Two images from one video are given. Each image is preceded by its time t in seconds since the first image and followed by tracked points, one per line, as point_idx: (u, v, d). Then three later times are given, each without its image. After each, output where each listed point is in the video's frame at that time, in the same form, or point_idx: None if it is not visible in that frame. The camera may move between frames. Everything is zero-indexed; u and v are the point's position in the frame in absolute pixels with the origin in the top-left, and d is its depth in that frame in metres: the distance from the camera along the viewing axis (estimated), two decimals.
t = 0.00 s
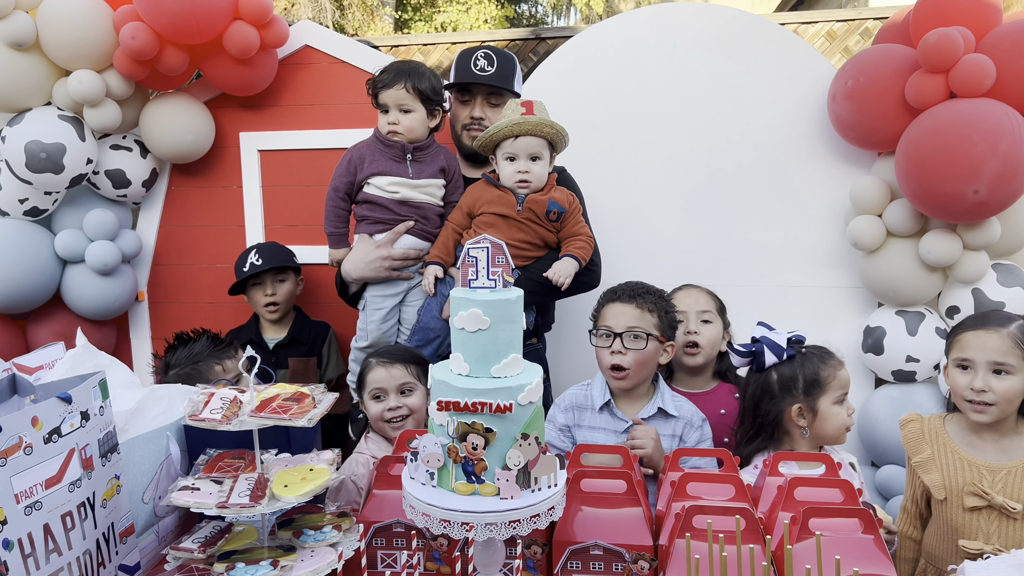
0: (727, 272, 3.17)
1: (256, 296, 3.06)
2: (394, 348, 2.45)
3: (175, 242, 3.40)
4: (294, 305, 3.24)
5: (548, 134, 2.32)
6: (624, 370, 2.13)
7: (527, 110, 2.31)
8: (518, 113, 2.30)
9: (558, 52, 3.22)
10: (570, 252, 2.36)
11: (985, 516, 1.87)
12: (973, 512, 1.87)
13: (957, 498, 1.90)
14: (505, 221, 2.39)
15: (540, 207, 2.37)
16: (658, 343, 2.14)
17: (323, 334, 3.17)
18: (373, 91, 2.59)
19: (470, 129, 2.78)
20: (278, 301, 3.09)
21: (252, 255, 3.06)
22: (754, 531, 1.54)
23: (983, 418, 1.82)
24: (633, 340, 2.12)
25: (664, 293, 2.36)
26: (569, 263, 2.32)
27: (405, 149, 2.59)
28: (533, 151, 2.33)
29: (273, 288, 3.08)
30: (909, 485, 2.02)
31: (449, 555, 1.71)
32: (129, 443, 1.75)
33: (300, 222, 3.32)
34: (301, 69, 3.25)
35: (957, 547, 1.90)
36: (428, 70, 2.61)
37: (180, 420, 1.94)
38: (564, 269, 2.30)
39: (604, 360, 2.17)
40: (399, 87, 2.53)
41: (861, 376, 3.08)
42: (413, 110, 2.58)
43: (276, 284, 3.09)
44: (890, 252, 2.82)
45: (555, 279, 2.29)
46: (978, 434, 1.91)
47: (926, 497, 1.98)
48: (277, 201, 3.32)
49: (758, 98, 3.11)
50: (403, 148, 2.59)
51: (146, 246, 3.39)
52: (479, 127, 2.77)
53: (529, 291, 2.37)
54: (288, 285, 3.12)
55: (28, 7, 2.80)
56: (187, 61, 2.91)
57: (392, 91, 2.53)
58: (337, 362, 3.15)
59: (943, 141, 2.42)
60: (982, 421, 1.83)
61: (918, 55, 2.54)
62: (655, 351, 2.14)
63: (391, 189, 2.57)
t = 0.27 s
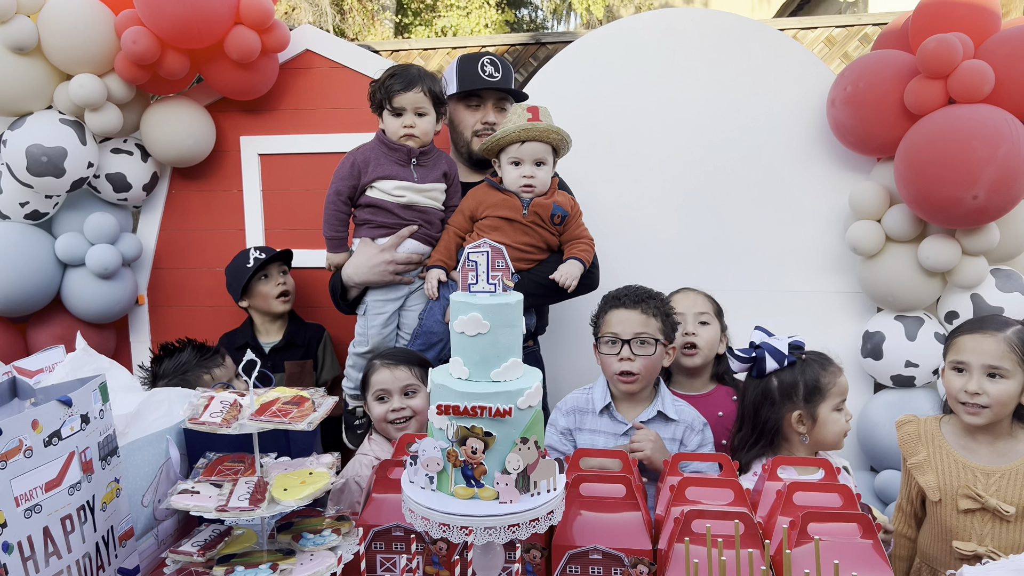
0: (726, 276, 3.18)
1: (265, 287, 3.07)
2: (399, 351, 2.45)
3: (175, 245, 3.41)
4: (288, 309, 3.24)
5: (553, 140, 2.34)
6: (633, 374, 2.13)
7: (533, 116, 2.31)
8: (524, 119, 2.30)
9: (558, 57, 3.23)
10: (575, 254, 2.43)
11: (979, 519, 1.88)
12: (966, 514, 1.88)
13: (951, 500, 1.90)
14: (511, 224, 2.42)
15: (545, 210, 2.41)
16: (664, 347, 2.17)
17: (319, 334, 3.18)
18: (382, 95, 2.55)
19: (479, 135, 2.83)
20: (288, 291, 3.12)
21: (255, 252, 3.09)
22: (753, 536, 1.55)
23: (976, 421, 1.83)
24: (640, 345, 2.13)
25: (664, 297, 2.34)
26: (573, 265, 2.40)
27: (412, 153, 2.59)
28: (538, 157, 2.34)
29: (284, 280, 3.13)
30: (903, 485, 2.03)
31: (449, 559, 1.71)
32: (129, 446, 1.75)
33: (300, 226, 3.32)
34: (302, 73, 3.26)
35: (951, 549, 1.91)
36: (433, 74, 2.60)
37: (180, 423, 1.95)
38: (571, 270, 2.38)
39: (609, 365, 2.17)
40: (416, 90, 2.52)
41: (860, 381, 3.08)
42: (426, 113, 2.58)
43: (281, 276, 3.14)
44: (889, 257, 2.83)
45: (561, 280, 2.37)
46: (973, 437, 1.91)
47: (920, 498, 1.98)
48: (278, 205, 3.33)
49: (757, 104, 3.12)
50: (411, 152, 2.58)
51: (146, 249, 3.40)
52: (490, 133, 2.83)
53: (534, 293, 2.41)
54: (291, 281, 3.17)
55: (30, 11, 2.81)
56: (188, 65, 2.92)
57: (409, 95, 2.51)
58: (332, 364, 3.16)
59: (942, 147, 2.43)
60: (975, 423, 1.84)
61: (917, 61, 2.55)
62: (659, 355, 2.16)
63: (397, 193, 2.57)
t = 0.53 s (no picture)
0: (726, 279, 3.18)
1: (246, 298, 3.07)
2: (398, 351, 2.45)
3: (175, 247, 3.41)
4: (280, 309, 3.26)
5: (569, 137, 2.44)
6: (612, 376, 2.14)
7: (549, 115, 2.41)
8: (542, 118, 2.39)
9: (558, 59, 3.23)
10: (587, 250, 2.45)
11: (981, 521, 1.88)
12: (969, 517, 1.88)
13: (953, 503, 1.90)
14: (524, 222, 2.43)
15: (558, 207, 2.43)
16: (645, 351, 2.12)
17: (313, 335, 3.21)
18: (391, 94, 2.54)
19: (490, 136, 2.83)
20: (274, 300, 3.12)
21: (241, 258, 3.07)
22: (753, 537, 1.55)
23: (973, 423, 1.83)
24: (617, 348, 2.12)
25: (668, 300, 2.31)
26: (587, 261, 2.41)
27: (422, 154, 2.60)
28: (559, 155, 2.43)
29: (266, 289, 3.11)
30: (902, 489, 2.03)
31: (449, 561, 1.70)
32: (128, 448, 1.75)
33: (300, 228, 3.32)
34: (302, 75, 3.26)
35: (953, 552, 1.91)
36: (438, 74, 2.63)
37: (180, 425, 1.94)
38: (585, 267, 2.39)
39: (595, 366, 2.19)
40: (425, 89, 2.52)
41: (860, 383, 3.08)
42: (434, 112, 2.60)
43: (268, 283, 3.13)
44: (889, 260, 2.83)
45: (577, 276, 2.38)
46: (973, 439, 1.91)
47: (920, 501, 1.98)
48: (278, 207, 3.33)
49: (757, 106, 3.12)
50: (420, 153, 2.59)
51: (146, 251, 3.39)
52: (497, 133, 2.83)
53: (548, 292, 2.43)
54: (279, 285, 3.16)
55: (30, 13, 2.81)
56: (188, 67, 2.92)
57: (418, 94, 2.52)
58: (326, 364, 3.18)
59: (942, 150, 2.44)
60: (972, 426, 1.83)
61: (916, 64, 2.56)
62: (641, 359, 2.13)
63: (407, 194, 2.57)
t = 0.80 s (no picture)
0: (725, 279, 3.18)
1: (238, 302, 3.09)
2: (395, 353, 2.45)
3: (173, 247, 3.40)
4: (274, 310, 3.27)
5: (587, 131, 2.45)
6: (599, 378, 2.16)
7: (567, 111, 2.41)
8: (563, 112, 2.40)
9: (557, 60, 3.23)
10: (602, 245, 2.44)
11: (983, 524, 1.88)
12: (972, 520, 1.88)
13: (955, 506, 1.90)
14: (537, 219, 2.43)
15: (572, 204, 2.42)
16: (629, 355, 2.12)
17: (306, 338, 3.20)
18: (401, 94, 2.55)
19: (496, 133, 2.84)
20: (263, 306, 3.12)
21: (235, 260, 3.07)
22: (753, 538, 1.54)
23: (976, 426, 1.83)
24: (603, 351, 2.13)
25: (668, 301, 2.27)
26: (602, 256, 2.40)
27: (432, 153, 2.60)
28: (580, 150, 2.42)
29: (256, 295, 3.11)
30: (902, 493, 2.02)
31: (447, 562, 1.70)
32: (126, 448, 1.75)
33: (298, 228, 3.32)
34: (300, 75, 3.26)
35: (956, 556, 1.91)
36: (448, 73, 2.63)
37: (178, 425, 1.94)
38: (599, 261, 2.38)
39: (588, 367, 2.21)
40: (434, 88, 2.53)
41: (859, 383, 3.08)
42: (445, 111, 2.59)
43: (259, 291, 3.12)
44: (888, 260, 2.83)
45: (592, 271, 2.37)
46: (974, 442, 1.92)
47: (921, 505, 1.98)
48: (276, 207, 3.32)
49: (756, 106, 3.12)
50: (430, 152, 2.59)
51: (144, 251, 3.39)
52: (504, 130, 2.84)
53: (562, 289, 2.42)
54: (271, 292, 3.15)
55: (28, 13, 2.81)
56: (186, 67, 2.92)
57: (428, 93, 2.52)
58: (320, 366, 3.19)
59: (940, 150, 2.44)
60: (975, 429, 1.84)
61: (915, 64, 2.56)
62: (626, 362, 2.12)
63: (419, 193, 2.57)
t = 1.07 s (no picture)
0: (723, 278, 3.18)
1: (235, 300, 3.09)
2: (394, 354, 2.46)
3: (170, 247, 3.40)
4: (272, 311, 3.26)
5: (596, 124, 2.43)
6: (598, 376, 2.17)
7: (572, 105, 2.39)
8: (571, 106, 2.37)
9: (554, 59, 3.23)
10: (611, 240, 2.41)
11: (982, 525, 1.89)
12: (971, 521, 1.89)
13: (954, 507, 1.91)
14: (544, 215, 2.43)
15: (580, 199, 2.40)
16: (627, 355, 2.12)
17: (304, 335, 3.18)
18: (409, 92, 2.54)
19: (504, 130, 2.81)
20: (259, 306, 3.11)
21: (231, 261, 3.07)
22: (751, 536, 1.54)
23: (985, 432, 1.84)
24: (602, 350, 2.14)
25: (669, 300, 2.26)
26: (610, 250, 2.36)
27: (439, 152, 2.60)
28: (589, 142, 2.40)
29: (253, 294, 3.09)
30: (900, 495, 2.03)
31: (445, 561, 1.69)
32: (123, 448, 1.74)
33: (295, 227, 3.31)
34: (298, 74, 3.25)
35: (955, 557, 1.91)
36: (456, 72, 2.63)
37: (175, 425, 1.93)
38: (608, 255, 2.34)
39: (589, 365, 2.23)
40: (442, 86, 2.52)
41: (857, 382, 3.08)
42: (453, 109, 2.59)
43: (255, 291, 3.11)
44: (885, 259, 2.83)
45: (599, 266, 2.32)
46: (975, 444, 1.92)
47: (920, 506, 1.99)
48: (273, 206, 3.32)
49: (753, 105, 3.12)
50: (438, 151, 2.59)
51: (141, 251, 3.38)
52: (513, 127, 2.81)
53: (572, 286, 2.41)
54: (268, 289, 3.13)
55: (25, 12, 2.80)
56: (183, 66, 2.91)
57: (436, 91, 2.51)
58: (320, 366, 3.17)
59: (939, 149, 2.44)
60: (984, 435, 1.85)
61: (913, 63, 2.56)
62: (624, 362, 2.12)
63: (426, 192, 2.57)
